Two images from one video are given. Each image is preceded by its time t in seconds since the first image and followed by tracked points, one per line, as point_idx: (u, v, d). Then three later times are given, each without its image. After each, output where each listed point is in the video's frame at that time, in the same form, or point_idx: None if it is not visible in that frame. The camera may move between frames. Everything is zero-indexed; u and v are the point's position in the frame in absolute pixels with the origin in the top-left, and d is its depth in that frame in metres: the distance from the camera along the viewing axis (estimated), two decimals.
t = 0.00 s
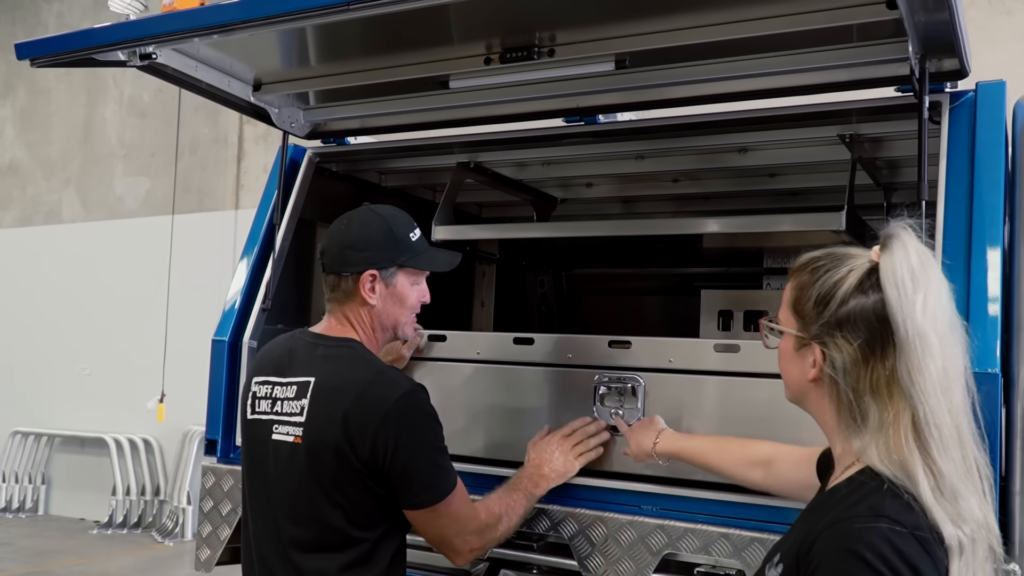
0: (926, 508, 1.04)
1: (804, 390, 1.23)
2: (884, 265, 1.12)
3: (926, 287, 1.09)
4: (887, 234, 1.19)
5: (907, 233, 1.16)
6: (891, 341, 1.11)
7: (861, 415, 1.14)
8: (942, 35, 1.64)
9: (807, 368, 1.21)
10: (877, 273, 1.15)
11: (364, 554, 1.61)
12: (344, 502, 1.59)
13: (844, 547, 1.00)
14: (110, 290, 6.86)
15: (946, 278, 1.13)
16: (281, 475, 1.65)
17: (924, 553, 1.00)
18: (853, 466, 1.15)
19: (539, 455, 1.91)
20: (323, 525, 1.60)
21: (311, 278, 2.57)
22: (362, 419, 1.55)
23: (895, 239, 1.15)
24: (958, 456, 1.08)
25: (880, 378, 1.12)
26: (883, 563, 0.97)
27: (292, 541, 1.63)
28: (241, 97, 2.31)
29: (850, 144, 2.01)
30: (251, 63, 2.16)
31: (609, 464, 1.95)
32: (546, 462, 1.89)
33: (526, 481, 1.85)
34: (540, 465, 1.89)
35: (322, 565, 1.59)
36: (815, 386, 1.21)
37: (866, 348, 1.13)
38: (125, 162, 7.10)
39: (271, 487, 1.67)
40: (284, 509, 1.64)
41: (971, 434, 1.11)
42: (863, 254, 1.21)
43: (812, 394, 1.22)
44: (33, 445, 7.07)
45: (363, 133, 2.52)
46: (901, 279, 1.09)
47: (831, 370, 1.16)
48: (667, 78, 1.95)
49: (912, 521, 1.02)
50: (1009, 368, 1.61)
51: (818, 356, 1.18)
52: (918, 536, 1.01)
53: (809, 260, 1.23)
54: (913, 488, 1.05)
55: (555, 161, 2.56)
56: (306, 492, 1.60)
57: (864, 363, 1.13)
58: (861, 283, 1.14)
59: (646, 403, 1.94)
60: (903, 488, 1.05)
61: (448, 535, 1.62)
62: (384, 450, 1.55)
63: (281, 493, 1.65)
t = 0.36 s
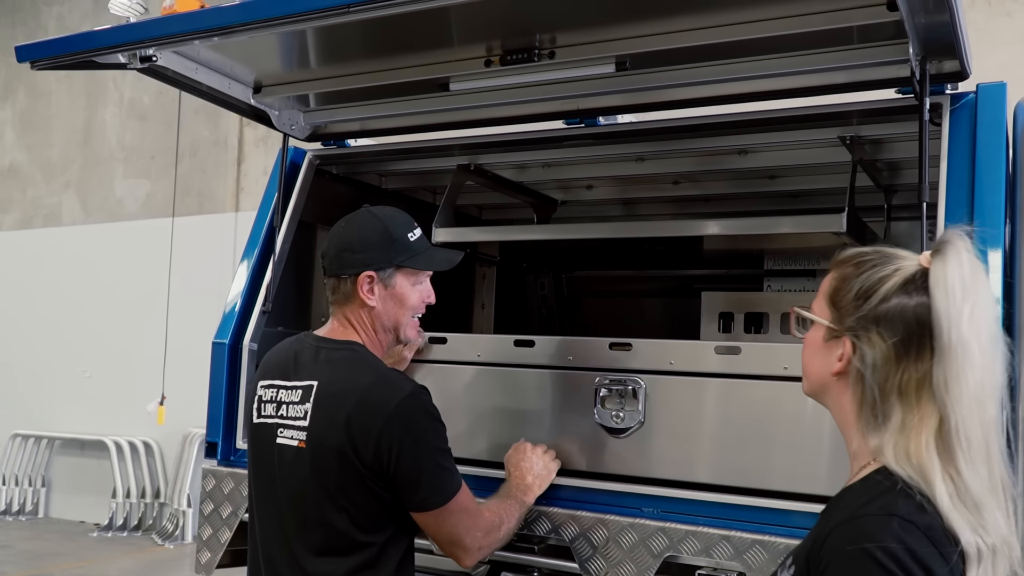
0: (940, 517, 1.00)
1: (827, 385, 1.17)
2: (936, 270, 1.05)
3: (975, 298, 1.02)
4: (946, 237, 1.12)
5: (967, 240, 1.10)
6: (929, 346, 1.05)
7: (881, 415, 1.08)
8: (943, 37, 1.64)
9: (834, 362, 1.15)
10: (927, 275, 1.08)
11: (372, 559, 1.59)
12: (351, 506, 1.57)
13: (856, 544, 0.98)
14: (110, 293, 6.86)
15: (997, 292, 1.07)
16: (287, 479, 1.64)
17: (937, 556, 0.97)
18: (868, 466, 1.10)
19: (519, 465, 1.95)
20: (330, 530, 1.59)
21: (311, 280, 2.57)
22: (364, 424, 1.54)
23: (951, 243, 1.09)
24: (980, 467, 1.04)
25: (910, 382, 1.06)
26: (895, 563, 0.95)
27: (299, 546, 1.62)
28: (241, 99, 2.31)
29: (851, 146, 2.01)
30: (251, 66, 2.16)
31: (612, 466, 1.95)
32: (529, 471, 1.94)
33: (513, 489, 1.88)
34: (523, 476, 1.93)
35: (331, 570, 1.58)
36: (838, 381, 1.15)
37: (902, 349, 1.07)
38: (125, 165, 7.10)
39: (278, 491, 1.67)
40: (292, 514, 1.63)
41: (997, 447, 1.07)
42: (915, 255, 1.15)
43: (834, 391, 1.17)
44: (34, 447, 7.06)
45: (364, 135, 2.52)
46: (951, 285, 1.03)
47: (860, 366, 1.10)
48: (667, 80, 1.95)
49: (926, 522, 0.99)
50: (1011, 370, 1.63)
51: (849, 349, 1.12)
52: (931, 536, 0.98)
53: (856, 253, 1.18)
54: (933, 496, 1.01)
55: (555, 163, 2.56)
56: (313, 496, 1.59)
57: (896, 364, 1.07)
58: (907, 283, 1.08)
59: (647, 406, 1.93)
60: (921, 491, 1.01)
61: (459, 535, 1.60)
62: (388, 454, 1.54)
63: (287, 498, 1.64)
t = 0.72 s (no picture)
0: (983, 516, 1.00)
1: (858, 379, 1.18)
2: (983, 262, 1.12)
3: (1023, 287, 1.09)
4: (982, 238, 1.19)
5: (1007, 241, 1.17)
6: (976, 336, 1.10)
7: (922, 406, 1.10)
8: (937, 37, 1.64)
9: (871, 355, 1.16)
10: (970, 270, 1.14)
11: (365, 564, 1.57)
12: (344, 510, 1.56)
13: (881, 540, 0.97)
14: (105, 296, 6.85)
15: None
16: (281, 483, 1.63)
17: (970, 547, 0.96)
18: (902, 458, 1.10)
19: (517, 464, 1.95)
20: (323, 535, 1.58)
21: (306, 282, 2.56)
22: (356, 427, 1.54)
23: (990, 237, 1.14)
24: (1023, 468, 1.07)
25: (962, 370, 1.09)
26: (925, 559, 0.94)
27: (296, 550, 1.61)
28: (235, 101, 2.30)
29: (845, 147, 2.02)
30: (245, 68, 2.16)
31: (607, 467, 1.95)
32: (527, 469, 1.94)
33: (510, 488, 1.88)
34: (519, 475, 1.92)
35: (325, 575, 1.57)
36: (871, 376, 1.17)
37: (949, 337, 1.10)
38: (120, 168, 7.08)
39: (273, 494, 1.66)
40: (286, 518, 1.63)
41: None
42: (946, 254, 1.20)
43: (864, 385, 1.18)
44: (28, 451, 7.04)
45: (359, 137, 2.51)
46: (1010, 274, 1.08)
47: (904, 354, 1.12)
48: (662, 81, 1.95)
49: (957, 515, 0.98)
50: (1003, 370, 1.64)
51: (891, 339, 1.14)
52: (963, 531, 0.97)
53: (889, 249, 1.22)
54: (986, 494, 1.02)
55: (549, 165, 2.56)
56: (306, 500, 1.59)
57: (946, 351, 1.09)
58: (952, 274, 1.13)
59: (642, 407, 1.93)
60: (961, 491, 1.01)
61: (457, 534, 1.59)
62: (379, 457, 1.52)
63: (282, 502, 1.63)
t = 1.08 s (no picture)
0: (982, 500, 1.00)
1: (853, 386, 1.13)
2: (930, 235, 1.14)
3: (967, 250, 1.13)
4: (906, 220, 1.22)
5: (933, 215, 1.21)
6: (949, 306, 1.11)
7: (923, 390, 1.07)
8: (892, 37, 1.66)
9: (864, 356, 1.12)
10: (916, 249, 1.17)
11: (326, 562, 1.56)
12: (302, 508, 1.55)
13: (873, 540, 0.95)
14: (66, 295, 6.73)
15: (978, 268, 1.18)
16: (241, 482, 1.62)
17: (963, 546, 0.95)
18: (907, 448, 1.07)
19: (481, 459, 1.96)
20: (283, 533, 1.57)
21: (269, 281, 2.54)
22: (313, 425, 1.53)
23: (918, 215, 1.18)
24: (1012, 434, 1.08)
25: (948, 346, 1.08)
26: (920, 560, 0.92)
27: (257, 548, 1.60)
28: (196, 98, 2.28)
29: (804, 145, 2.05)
30: (206, 65, 2.14)
31: (572, 463, 1.96)
32: (491, 465, 1.94)
33: (473, 483, 1.89)
34: (483, 470, 1.93)
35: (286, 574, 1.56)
36: (866, 377, 1.12)
37: (928, 313, 1.10)
38: (81, 165, 6.97)
39: (233, 493, 1.65)
40: (246, 518, 1.61)
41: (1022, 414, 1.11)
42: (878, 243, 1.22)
43: (858, 391, 1.13)
44: None
45: (322, 135, 2.50)
46: (955, 242, 1.12)
47: (896, 344, 1.09)
48: (625, 79, 1.97)
49: (951, 512, 0.96)
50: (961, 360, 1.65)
51: (879, 332, 1.10)
52: (957, 529, 0.95)
53: (835, 253, 1.21)
54: (986, 474, 1.01)
55: (514, 163, 2.56)
56: (265, 499, 1.58)
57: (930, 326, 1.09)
58: (905, 256, 1.15)
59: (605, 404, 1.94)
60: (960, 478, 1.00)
61: (417, 527, 1.60)
62: (337, 454, 1.52)
63: (242, 501, 1.62)
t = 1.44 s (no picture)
0: (998, 496, 1.00)
1: (881, 357, 1.15)
2: (995, 233, 1.14)
3: None
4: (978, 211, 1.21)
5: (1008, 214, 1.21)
6: (996, 305, 1.11)
7: (948, 380, 1.08)
8: (866, 28, 1.68)
9: (898, 331, 1.13)
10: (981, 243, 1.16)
11: (307, 550, 1.57)
12: (282, 496, 1.56)
13: (874, 508, 0.99)
14: (42, 287, 6.67)
15: None
16: (221, 471, 1.62)
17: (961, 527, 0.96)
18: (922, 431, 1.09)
19: (461, 447, 1.97)
20: (263, 521, 1.57)
21: (248, 271, 2.53)
22: (289, 413, 1.53)
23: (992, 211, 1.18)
24: None
25: (988, 341, 1.09)
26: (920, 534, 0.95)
27: (239, 538, 1.60)
28: (173, 88, 2.26)
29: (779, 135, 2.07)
30: (183, 54, 2.12)
31: (550, 451, 1.98)
32: (471, 453, 1.95)
33: (454, 470, 1.90)
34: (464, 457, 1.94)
35: (267, 562, 1.56)
36: (894, 355, 1.14)
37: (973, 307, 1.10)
38: (56, 156, 6.89)
39: (213, 483, 1.65)
40: (227, 506, 1.62)
41: None
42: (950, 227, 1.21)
43: (887, 363, 1.14)
44: None
45: (301, 125, 2.49)
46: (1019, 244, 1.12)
47: (932, 328, 1.10)
48: (603, 69, 1.97)
49: (955, 493, 0.98)
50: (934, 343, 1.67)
51: (918, 315, 1.11)
52: (956, 508, 0.97)
53: (898, 224, 1.20)
54: (1005, 476, 1.03)
55: (493, 153, 2.57)
56: (245, 488, 1.58)
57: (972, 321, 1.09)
58: (968, 246, 1.14)
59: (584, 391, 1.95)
60: (975, 472, 1.01)
61: (398, 512, 1.61)
62: (315, 440, 1.52)
63: (223, 489, 1.62)
